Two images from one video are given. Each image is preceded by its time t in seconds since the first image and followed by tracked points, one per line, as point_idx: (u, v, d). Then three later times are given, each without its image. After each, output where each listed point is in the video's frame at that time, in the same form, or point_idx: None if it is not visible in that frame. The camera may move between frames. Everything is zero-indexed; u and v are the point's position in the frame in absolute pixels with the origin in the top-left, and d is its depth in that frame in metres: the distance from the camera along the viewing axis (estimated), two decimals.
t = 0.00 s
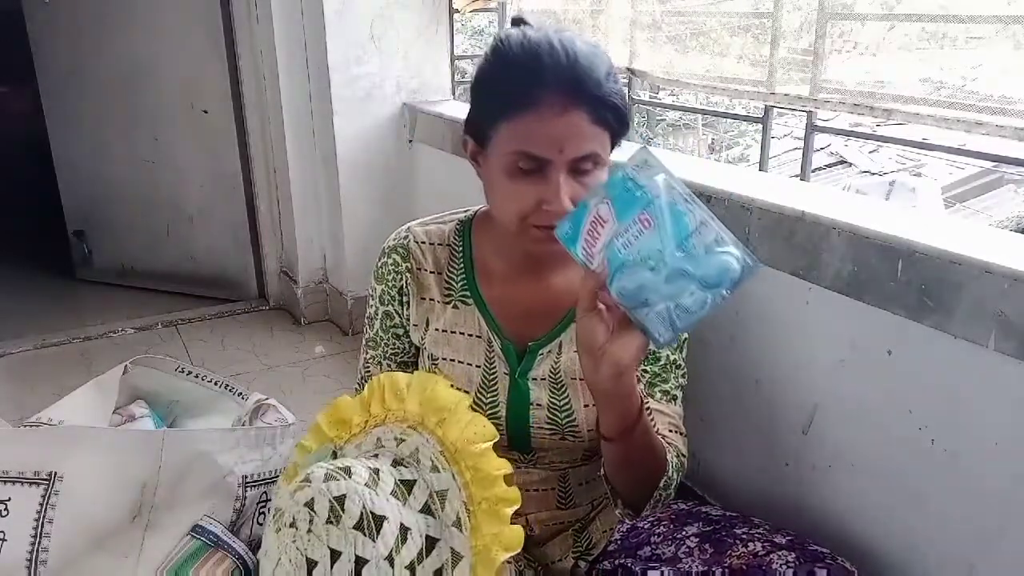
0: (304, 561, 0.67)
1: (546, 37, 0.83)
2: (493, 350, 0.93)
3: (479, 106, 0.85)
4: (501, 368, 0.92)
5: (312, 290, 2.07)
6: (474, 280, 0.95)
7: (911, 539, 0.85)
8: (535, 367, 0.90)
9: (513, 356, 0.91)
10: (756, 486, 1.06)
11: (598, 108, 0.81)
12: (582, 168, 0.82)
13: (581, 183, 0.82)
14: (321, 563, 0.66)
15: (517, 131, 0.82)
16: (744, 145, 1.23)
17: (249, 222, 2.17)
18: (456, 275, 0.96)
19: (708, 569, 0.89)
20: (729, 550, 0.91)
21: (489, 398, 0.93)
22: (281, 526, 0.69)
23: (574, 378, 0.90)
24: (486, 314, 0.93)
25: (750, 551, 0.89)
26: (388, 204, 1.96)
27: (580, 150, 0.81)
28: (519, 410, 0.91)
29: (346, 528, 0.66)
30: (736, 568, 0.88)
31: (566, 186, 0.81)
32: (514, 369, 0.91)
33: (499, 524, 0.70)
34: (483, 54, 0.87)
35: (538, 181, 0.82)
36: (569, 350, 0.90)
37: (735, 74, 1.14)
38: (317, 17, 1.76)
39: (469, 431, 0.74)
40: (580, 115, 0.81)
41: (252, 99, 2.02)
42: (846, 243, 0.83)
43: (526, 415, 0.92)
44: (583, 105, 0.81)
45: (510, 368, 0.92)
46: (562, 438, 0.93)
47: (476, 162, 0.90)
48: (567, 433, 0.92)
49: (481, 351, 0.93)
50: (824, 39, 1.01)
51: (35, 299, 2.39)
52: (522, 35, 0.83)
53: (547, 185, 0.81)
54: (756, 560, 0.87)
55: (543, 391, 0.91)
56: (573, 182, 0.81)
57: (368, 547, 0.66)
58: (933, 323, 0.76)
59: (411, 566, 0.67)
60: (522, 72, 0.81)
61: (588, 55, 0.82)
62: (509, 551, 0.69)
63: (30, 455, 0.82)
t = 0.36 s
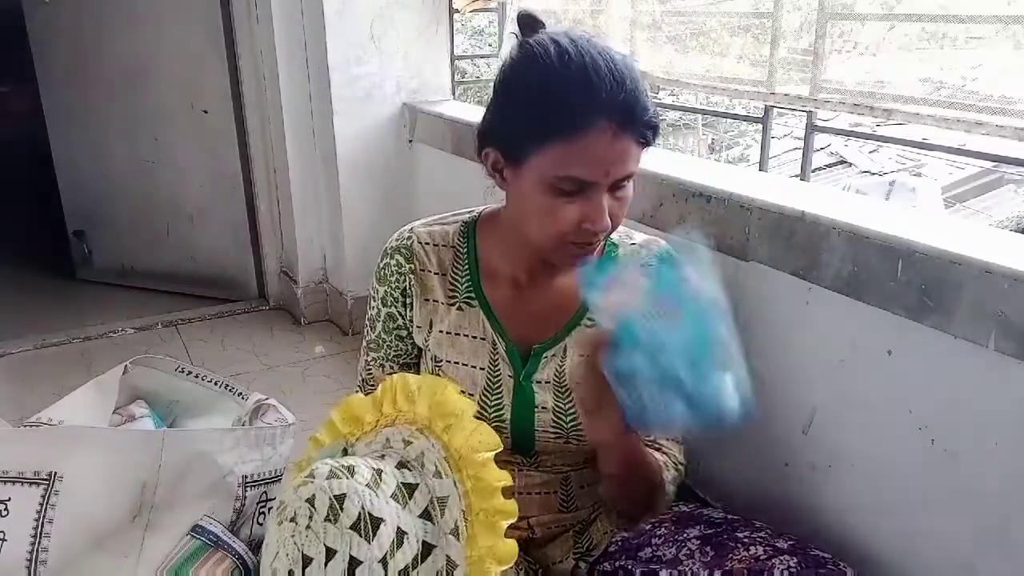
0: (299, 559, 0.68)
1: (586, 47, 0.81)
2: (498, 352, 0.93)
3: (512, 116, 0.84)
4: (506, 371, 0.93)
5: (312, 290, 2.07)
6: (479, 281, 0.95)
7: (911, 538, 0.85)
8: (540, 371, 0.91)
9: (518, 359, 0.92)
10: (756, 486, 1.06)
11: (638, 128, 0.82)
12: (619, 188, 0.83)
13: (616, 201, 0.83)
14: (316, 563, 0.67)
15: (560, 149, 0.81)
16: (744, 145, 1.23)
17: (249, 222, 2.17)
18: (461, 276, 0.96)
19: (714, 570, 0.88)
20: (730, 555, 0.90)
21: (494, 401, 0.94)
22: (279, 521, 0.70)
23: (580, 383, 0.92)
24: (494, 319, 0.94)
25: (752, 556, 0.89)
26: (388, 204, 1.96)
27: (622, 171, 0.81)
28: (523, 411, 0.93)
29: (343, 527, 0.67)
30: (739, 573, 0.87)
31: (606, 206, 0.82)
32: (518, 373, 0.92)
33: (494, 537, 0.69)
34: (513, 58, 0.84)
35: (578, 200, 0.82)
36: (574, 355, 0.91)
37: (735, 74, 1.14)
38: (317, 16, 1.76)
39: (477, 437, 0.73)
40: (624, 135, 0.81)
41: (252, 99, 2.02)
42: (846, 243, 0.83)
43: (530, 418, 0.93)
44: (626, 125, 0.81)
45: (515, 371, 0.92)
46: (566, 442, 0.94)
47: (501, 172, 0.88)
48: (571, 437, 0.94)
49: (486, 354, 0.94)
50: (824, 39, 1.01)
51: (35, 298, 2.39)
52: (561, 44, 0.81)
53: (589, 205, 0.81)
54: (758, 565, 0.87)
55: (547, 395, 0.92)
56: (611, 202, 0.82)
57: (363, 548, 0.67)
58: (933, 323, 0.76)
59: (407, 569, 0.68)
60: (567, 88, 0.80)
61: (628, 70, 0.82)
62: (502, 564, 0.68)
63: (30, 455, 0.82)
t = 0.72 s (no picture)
0: (321, 516, 0.63)
1: (578, 56, 0.81)
2: (501, 352, 0.93)
3: (503, 123, 0.84)
4: (510, 372, 0.93)
5: (312, 290, 2.07)
6: (479, 283, 0.95)
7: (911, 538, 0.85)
8: (543, 372, 0.92)
9: (522, 360, 0.92)
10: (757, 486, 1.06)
11: (627, 138, 0.81)
12: (608, 198, 0.82)
13: (604, 211, 0.82)
14: (336, 525, 0.62)
15: (546, 158, 0.81)
16: (744, 145, 1.23)
17: (249, 222, 2.18)
18: (462, 278, 0.96)
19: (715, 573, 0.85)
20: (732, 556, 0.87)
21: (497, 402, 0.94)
22: (319, 480, 0.66)
23: (585, 384, 0.93)
24: (495, 321, 0.94)
25: (754, 556, 0.86)
26: (388, 204, 1.96)
27: (608, 183, 0.81)
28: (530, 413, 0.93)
29: (377, 496, 0.62)
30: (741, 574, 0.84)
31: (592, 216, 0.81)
32: (522, 374, 0.93)
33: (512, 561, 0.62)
34: (508, 65, 0.84)
35: (564, 210, 0.81)
36: (578, 355, 0.92)
37: (735, 74, 1.14)
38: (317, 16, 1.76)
39: (526, 463, 0.68)
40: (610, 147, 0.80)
41: (252, 99, 2.02)
42: (845, 243, 0.83)
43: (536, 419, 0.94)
44: (613, 135, 0.80)
45: (519, 372, 0.93)
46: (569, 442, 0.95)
47: (495, 177, 0.88)
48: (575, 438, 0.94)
49: (489, 355, 0.94)
50: (824, 39, 1.01)
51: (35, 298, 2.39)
52: (553, 52, 0.82)
53: (575, 214, 0.81)
54: (759, 565, 0.84)
55: (551, 395, 0.93)
56: (600, 212, 0.82)
57: (386, 523, 0.61)
58: (933, 323, 0.76)
59: (416, 564, 0.60)
60: (554, 98, 0.80)
61: (619, 80, 0.82)
62: None
63: (30, 455, 0.82)
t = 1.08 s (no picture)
0: (347, 481, 0.66)
1: (574, 57, 0.81)
2: (508, 352, 0.93)
3: (500, 123, 0.84)
4: (517, 372, 0.93)
5: (312, 290, 2.07)
6: (490, 283, 0.95)
7: (911, 539, 0.85)
8: (550, 373, 0.92)
9: (529, 360, 0.92)
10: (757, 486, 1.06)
11: (624, 139, 0.81)
12: (604, 199, 0.82)
13: (598, 212, 0.82)
14: (358, 494, 0.65)
15: (540, 160, 0.81)
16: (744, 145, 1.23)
17: (249, 222, 2.18)
18: (472, 276, 0.96)
19: None
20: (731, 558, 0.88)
21: (504, 402, 0.94)
22: (358, 452, 0.69)
23: (591, 386, 0.93)
24: (503, 321, 0.93)
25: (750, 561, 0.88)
26: (388, 205, 1.96)
27: (603, 185, 0.81)
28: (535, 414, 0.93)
29: (403, 478, 0.65)
30: None
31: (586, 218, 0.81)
32: (529, 374, 0.93)
33: None
34: (507, 67, 0.85)
35: (558, 212, 0.82)
36: (586, 357, 0.92)
37: (735, 74, 1.14)
38: (317, 16, 1.76)
39: (554, 498, 0.74)
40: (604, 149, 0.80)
41: (252, 99, 2.02)
42: (845, 243, 0.83)
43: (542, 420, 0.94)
44: (608, 136, 0.80)
45: (526, 372, 0.93)
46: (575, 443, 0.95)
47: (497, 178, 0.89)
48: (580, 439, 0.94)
49: (496, 354, 0.94)
50: (824, 39, 1.01)
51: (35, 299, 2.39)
52: (549, 53, 0.82)
53: (569, 216, 0.81)
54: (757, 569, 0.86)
55: (558, 396, 0.93)
56: (595, 214, 0.82)
57: (403, 507, 0.64)
58: (933, 322, 0.76)
59: (416, 556, 0.62)
60: (549, 100, 0.80)
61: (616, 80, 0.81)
62: None
63: (30, 455, 0.82)
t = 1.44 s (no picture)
0: (392, 461, 0.68)
1: (542, 54, 0.81)
2: (505, 352, 0.93)
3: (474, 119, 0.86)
4: (513, 372, 0.93)
5: (312, 290, 2.07)
6: (488, 283, 0.94)
7: (911, 539, 0.85)
8: (546, 374, 0.92)
9: (525, 360, 0.92)
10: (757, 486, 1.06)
11: (586, 135, 0.80)
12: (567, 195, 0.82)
13: (553, 209, 0.82)
14: (401, 474, 0.67)
15: (496, 157, 0.82)
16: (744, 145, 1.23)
17: (249, 222, 2.18)
18: (469, 275, 0.95)
19: None
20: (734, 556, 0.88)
21: (501, 403, 0.95)
22: (404, 439, 0.72)
23: (587, 389, 0.93)
24: (500, 319, 0.93)
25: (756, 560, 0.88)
26: (388, 205, 1.96)
27: (553, 182, 0.81)
28: (530, 414, 0.93)
29: (447, 466, 0.68)
30: None
31: (537, 215, 0.82)
32: (525, 374, 0.92)
33: None
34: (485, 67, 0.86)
35: (514, 207, 0.83)
36: (582, 360, 0.91)
37: (735, 74, 1.14)
38: (317, 16, 1.76)
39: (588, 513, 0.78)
40: (555, 147, 0.80)
41: (252, 99, 2.02)
42: (846, 243, 0.83)
43: (537, 419, 0.94)
44: (558, 133, 0.79)
45: (522, 373, 0.93)
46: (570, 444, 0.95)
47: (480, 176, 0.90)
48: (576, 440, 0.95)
49: (493, 354, 0.94)
50: (824, 39, 1.01)
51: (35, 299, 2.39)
52: (518, 51, 0.82)
53: (528, 211, 0.82)
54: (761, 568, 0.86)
55: (554, 397, 0.93)
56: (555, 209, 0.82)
57: (443, 493, 0.66)
58: (933, 322, 0.76)
59: (447, 543, 0.64)
60: (506, 97, 0.81)
61: (579, 77, 0.80)
62: None
63: (29, 456, 0.81)
